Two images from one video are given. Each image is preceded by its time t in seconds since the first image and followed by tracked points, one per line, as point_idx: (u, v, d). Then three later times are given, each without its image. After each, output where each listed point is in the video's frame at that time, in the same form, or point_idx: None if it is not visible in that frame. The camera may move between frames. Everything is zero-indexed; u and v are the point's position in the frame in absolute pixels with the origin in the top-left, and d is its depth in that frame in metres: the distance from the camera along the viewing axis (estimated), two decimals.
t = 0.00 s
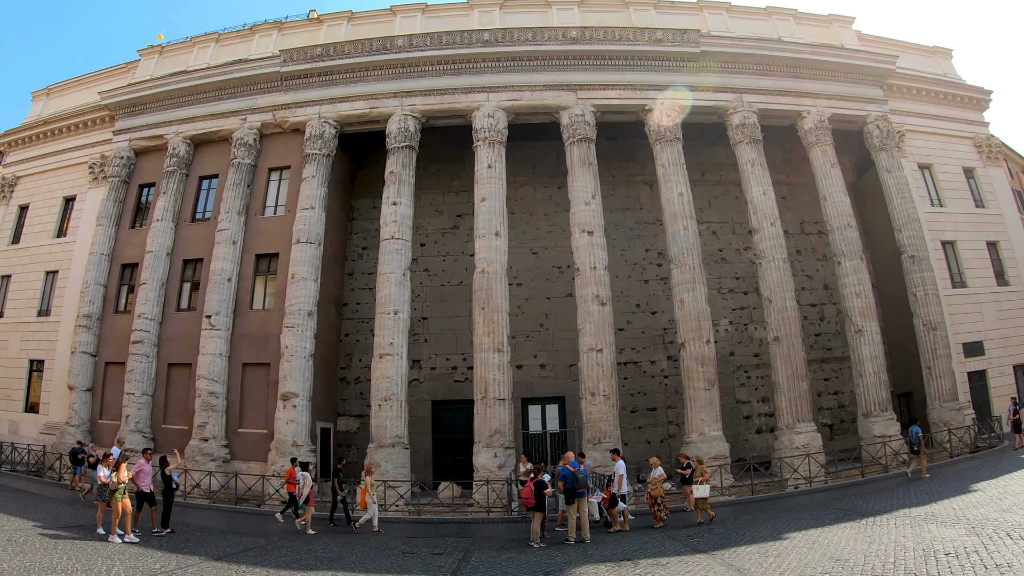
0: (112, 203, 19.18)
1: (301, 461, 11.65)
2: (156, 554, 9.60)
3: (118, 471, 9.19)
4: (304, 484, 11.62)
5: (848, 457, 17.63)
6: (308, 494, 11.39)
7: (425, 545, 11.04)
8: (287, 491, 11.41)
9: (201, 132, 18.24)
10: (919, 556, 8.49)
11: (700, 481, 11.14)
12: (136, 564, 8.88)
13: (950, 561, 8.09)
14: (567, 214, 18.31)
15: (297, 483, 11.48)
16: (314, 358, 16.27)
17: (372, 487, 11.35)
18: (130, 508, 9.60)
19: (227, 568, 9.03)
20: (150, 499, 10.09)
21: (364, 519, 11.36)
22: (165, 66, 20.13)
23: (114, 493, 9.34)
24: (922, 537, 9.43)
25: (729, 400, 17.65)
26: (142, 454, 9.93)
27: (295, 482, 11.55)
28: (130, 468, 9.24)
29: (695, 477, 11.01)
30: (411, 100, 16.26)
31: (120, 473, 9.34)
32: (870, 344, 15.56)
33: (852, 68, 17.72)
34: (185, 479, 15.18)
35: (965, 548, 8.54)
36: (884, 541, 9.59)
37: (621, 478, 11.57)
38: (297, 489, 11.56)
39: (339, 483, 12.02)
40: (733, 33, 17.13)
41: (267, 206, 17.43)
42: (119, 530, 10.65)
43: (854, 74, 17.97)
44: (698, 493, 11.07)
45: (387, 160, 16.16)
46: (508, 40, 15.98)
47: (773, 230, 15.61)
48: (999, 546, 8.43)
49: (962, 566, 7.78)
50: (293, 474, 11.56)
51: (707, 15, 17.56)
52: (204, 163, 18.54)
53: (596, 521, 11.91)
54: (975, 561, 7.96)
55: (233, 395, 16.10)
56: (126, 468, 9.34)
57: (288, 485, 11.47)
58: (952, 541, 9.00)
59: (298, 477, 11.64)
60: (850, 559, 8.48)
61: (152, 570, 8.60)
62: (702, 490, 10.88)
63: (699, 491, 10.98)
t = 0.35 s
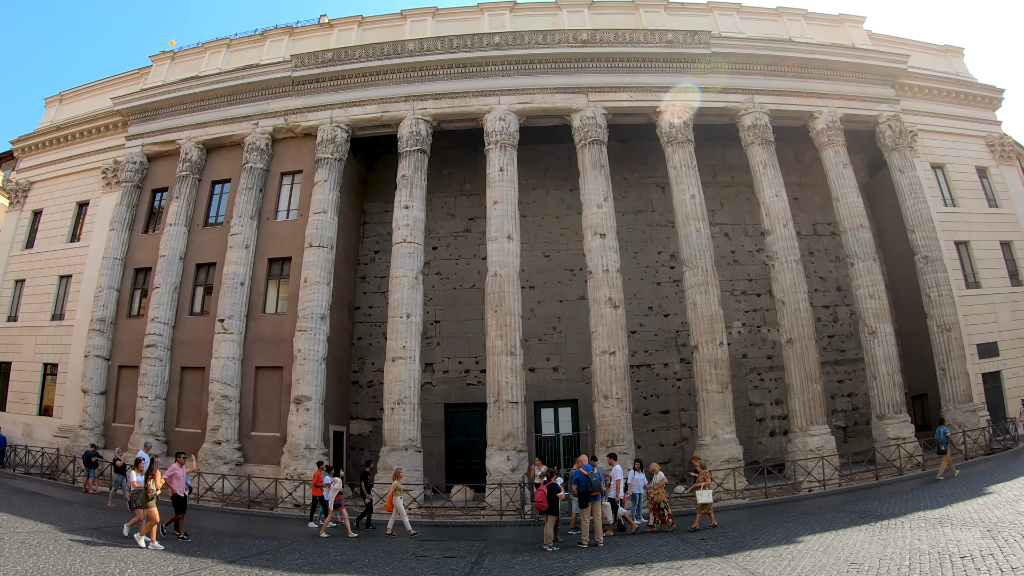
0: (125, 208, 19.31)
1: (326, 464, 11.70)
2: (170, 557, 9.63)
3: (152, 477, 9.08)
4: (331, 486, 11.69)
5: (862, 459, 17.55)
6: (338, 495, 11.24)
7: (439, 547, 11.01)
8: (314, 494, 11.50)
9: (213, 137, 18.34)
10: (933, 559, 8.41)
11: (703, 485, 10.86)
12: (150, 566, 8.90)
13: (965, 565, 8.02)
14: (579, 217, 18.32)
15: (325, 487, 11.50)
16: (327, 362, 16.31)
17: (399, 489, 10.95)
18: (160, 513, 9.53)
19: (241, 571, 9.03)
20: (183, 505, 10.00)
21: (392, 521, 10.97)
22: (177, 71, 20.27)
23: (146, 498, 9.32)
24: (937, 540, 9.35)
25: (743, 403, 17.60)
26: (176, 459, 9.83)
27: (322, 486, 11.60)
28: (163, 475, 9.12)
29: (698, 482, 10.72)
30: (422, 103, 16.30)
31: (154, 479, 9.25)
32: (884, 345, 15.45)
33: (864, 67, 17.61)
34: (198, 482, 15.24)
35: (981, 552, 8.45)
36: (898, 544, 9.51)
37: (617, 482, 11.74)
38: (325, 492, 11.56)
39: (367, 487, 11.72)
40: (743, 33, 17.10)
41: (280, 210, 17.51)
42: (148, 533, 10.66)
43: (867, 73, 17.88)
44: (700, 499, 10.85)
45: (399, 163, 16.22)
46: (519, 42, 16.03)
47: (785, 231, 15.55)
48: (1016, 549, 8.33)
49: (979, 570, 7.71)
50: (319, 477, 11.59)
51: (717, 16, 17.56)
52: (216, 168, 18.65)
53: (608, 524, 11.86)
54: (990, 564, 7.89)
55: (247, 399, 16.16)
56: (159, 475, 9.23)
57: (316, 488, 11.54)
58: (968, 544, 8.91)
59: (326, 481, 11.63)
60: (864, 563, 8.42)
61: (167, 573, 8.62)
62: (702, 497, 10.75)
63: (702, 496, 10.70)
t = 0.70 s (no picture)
0: (135, 213, 19.42)
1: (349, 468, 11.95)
2: (178, 560, 9.63)
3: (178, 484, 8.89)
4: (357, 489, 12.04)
5: (872, 463, 17.48)
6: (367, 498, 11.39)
7: (448, 551, 10.96)
8: (339, 498, 11.87)
9: (222, 142, 18.43)
10: (944, 563, 8.37)
11: (702, 490, 11.12)
12: (158, 569, 8.89)
13: (977, 569, 7.96)
14: (587, 221, 18.34)
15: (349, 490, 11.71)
16: (335, 366, 16.34)
17: (423, 494, 10.83)
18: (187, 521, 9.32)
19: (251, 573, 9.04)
20: (208, 512, 9.89)
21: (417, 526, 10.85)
22: (185, 77, 20.39)
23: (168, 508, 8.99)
24: (948, 544, 9.28)
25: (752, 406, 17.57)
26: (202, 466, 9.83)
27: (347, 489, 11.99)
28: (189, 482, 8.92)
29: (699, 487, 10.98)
30: (430, 107, 16.35)
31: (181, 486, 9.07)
32: (894, 348, 15.38)
33: (872, 68, 17.56)
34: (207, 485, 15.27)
35: (993, 556, 8.40)
36: (909, 548, 9.45)
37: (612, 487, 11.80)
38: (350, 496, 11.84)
39: (389, 490, 11.68)
40: (750, 36, 17.12)
41: (288, 215, 17.58)
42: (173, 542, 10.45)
43: (874, 75, 17.85)
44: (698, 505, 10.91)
45: (407, 168, 16.27)
46: (527, 46, 16.09)
47: (794, 234, 15.52)
48: None
49: (991, 574, 7.66)
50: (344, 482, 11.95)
51: (724, 19, 17.59)
52: (225, 172, 18.73)
53: (618, 528, 11.79)
54: (1002, 568, 7.84)
55: (255, 402, 16.20)
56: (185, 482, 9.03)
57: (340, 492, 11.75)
58: (979, 548, 8.84)
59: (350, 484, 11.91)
60: (875, 567, 8.37)
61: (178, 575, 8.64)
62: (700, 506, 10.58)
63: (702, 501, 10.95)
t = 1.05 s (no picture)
0: (142, 216, 19.50)
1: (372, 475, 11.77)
2: (185, 563, 9.64)
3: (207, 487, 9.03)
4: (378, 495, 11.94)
5: (880, 466, 17.42)
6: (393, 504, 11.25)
7: (455, 555, 10.94)
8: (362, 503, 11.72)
9: (229, 146, 18.50)
10: (953, 566, 8.33)
11: (695, 495, 10.84)
12: (165, 571, 8.91)
13: (986, 572, 7.92)
14: (593, 224, 18.34)
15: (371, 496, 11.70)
16: (342, 369, 16.36)
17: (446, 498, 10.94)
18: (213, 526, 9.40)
19: None
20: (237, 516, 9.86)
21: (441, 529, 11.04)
22: (192, 81, 20.48)
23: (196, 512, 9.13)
24: (957, 547, 9.23)
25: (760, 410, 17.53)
26: (230, 470, 9.35)
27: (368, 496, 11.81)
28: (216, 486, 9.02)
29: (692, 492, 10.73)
30: (437, 111, 16.40)
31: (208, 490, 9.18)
32: (902, 351, 15.32)
33: (879, 70, 17.53)
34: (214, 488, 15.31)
35: (1002, 560, 8.36)
36: (918, 551, 9.41)
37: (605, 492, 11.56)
38: (372, 502, 11.65)
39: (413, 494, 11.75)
40: (756, 38, 17.11)
41: (295, 218, 17.62)
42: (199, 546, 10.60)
43: (881, 76, 17.82)
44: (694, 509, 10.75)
45: (414, 171, 16.30)
46: (533, 50, 16.12)
47: (801, 237, 15.49)
48: None
49: None
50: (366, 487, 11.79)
51: (730, 21, 17.60)
52: (232, 176, 18.79)
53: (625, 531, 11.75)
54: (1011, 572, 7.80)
55: (262, 406, 16.23)
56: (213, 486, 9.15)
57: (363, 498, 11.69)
58: (989, 552, 8.79)
59: (371, 490, 11.79)
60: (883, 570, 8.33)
61: None
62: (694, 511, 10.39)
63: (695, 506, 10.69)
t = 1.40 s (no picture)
0: (148, 216, 19.55)
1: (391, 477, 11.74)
2: (190, 563, 9.66)
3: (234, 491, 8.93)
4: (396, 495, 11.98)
5: (886, 467, 17.38)
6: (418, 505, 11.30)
7: (460, 555, 10.93)
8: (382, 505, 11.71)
9: (235, 147, 18.55)
10: (960, 568, 8.31)
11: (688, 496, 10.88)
12: (171, 571, 8.93)
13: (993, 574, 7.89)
14: (599, 224, 18.34)
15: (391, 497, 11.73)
16: (347, 370, 16.39)
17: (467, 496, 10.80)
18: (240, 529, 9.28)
19: None
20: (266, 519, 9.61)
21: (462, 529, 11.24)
22: (198, 82, 20.55)
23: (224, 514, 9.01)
24: (963, 548, 9.20)
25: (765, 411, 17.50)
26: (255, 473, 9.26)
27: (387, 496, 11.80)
28: (244, 490, 8.89)
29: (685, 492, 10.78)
30: (442, 111, 16.42)
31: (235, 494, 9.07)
32: (908, 352, 15.27)
33: (885, 70, 17.49)
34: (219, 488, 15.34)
35: (1009, 562, 8.33)
36: (924, 553, 9.38)
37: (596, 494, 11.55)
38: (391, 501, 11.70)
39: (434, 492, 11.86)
40: (762, 38, 17.10)
41: (301, 219, 17.66)
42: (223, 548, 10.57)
43: (887, 76, 17.78)
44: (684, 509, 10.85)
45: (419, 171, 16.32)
46: (538, 50, 16.14)
47: (807, 237, 15.47)
48: None
49: None
50: (385, 487, 11.75)
51: (736, 21, 17.60)
52: (238, 177, 18.84)
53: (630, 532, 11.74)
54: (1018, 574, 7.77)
55: (268, 406, 16.25)
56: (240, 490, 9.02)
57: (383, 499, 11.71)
58: (995, 553, 8.76)
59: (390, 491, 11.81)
60: (890, 571, 8.31)
61: None
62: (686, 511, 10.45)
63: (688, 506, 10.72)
